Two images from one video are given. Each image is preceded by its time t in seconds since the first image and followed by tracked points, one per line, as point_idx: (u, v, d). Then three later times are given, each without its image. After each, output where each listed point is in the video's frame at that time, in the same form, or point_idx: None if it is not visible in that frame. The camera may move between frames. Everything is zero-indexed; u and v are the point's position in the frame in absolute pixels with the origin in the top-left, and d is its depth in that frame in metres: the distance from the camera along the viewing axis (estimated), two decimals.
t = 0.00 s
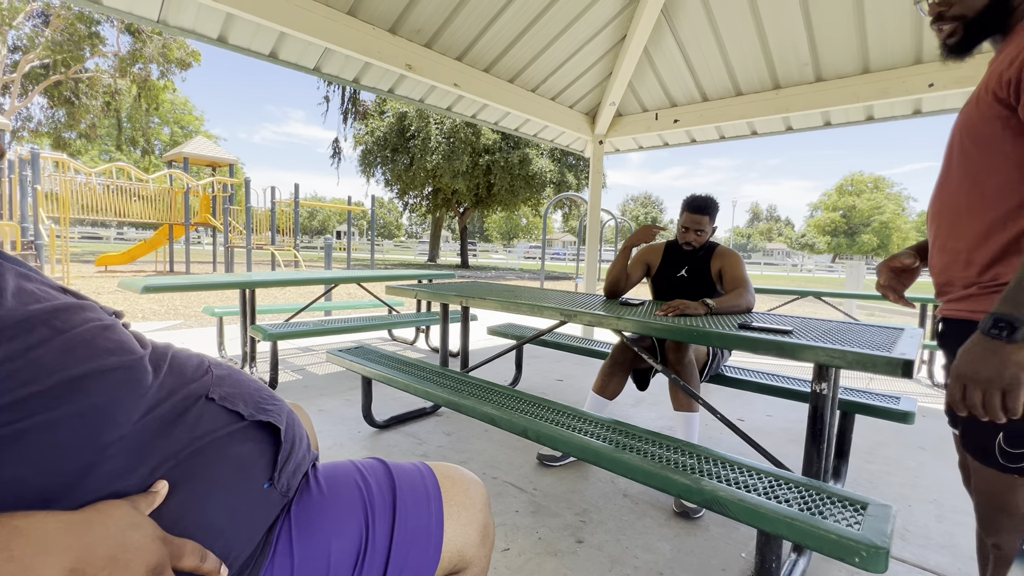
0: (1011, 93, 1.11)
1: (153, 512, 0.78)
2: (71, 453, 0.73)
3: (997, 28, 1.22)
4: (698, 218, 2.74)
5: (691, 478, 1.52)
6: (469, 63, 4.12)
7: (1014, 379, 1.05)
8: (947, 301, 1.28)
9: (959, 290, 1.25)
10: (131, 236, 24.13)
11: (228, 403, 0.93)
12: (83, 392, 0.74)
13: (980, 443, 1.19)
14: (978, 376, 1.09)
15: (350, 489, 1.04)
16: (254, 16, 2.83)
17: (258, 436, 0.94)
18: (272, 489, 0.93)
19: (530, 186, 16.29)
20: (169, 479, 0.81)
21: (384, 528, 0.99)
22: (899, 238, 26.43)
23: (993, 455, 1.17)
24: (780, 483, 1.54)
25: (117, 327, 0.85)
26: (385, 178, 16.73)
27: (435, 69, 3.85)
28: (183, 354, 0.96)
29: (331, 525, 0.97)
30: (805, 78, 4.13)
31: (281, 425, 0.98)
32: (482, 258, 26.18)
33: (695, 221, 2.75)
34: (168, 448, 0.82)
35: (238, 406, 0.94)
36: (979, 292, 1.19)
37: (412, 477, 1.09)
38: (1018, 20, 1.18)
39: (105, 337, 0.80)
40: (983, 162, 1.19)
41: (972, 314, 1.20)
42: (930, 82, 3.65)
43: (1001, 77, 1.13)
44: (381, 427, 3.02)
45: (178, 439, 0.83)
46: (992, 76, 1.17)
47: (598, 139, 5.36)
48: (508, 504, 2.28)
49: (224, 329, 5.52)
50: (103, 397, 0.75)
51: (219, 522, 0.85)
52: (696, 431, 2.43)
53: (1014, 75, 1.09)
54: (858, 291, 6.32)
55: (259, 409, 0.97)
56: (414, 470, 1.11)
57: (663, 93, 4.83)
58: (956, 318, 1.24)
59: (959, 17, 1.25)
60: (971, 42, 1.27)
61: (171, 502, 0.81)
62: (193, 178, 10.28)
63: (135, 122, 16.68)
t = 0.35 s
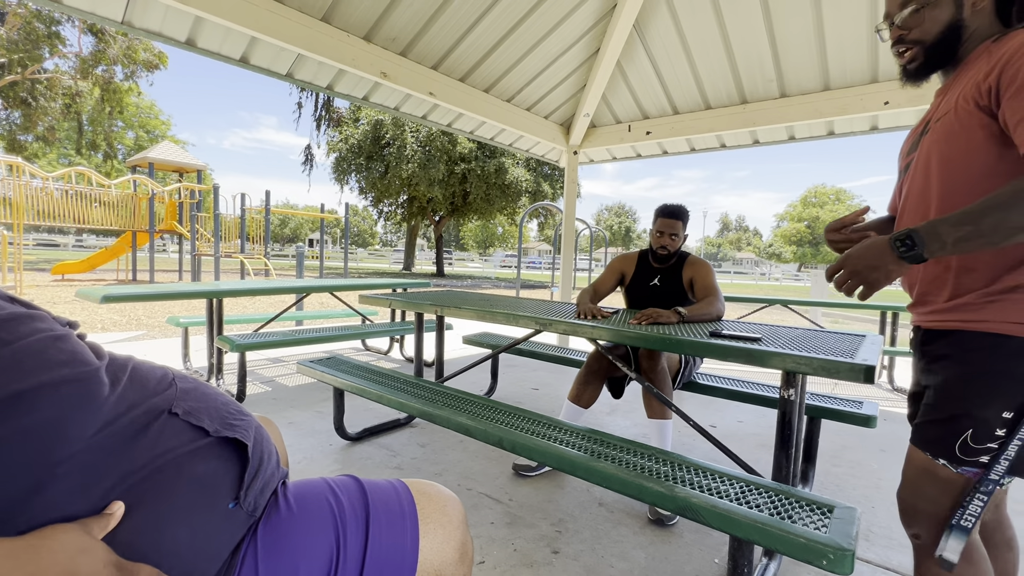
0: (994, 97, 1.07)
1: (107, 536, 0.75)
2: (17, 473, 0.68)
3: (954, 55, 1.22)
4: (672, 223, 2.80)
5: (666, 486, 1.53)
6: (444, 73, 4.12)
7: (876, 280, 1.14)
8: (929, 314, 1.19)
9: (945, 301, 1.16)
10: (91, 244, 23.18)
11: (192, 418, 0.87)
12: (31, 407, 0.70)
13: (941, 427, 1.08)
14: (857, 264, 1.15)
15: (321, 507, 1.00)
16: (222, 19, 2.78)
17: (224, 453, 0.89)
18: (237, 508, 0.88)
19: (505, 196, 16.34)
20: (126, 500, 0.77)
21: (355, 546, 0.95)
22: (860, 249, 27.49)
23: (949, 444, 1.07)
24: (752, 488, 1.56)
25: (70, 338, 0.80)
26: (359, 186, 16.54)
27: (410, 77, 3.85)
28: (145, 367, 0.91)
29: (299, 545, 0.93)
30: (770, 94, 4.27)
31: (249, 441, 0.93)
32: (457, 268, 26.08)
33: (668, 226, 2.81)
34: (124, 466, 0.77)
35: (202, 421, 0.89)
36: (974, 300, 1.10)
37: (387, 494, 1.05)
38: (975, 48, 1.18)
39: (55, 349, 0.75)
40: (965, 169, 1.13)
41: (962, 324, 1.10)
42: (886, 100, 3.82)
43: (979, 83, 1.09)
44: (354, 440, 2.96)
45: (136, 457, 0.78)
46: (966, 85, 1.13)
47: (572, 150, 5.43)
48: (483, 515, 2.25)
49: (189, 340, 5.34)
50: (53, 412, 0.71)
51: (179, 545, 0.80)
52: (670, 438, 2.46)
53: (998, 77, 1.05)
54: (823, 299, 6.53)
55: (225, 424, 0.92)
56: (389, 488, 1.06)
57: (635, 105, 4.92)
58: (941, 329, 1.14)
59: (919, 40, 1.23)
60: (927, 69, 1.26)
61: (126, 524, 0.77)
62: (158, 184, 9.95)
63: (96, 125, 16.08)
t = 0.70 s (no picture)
0: (982, 102, 1.00)
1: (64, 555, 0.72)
2: None
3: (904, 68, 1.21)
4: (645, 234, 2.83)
5: (641, 492, 1.55)
6: (422, 81, 4.12)
7: (900, 299, 0.97)
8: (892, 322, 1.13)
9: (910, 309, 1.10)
10: (49, 250, 22.15)
11: (159, 432, 0.84)
12: None
13: (930, 447, 1.02)
14: (883, 285, 0.98)
15: (295, 519, 0.97)
16: (194, 23, 2.73)
17: (192, 466, 0.85)
18: (207, 522, 0.85)
19: (483, 204, 16.36)
20: (86, 516, 0.74)
21: (331, 559, 0.93)
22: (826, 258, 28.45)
23: (941, 464, 1.00)
24: (725, 493, 1.59)
25: (29, 349, 0.76)
26: (335, 193, 16.34)
27: (387, 84, 3.83)
28: (109, 379, 0.86)
29: (271, 561, 0.90)
30: (740, 108, 4.41)
31: (219, 453, 0.89)
32: (434, 275, 25.92)
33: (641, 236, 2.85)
34: (84, 482, 0.74)
35: (171, 434, 0.85)
36: (943, 306, 1.05)
37: (362, 504, 1.03)
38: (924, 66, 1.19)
39: (12, 359, 0.71)
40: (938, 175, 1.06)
41: (932, 333, 1.05)
42: (848, 115, 4.00)
43: (962, 88, 1.03)
44: (328, 451, 2.90)
45: (98, 472, 0.75)
46: (944, 89, 1.07)
47: (549, 159, 5.48)
48: (460, 526, 2.23)
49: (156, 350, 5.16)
50: (7, 426, 0.67)
51: (145, 562, 0.77)
52: (646, 445, 2.48)
53: (989, 82, 0.99)
54: (792, 307, 6.72)
55: (195, 437, 0.88)
56: (363, 498, 1.04)
57: (611, 116, 5.00)
58: (912, 339, 1.09)
59: (879, 46, 1.20)
60: (877, 78, 1.25)
61: (87, 541, 0.74)
62: (124, 189, 9.64)
63: (58, 127, 15.52)
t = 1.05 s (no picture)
0: (945, 117, 1.03)
1: None
2: None
3: (869, 74, 1.24)
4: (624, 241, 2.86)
5: (623, 498, 1.55)
6: (404, 87, 4.11)
7: (870, 321, 0.99)
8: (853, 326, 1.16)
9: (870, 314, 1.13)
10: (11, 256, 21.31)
11: (128, 442, 0.77)
12: None
13: (890, 456, 1.04)
14: (854, 306, 0.99)
15: (270, 533, 0.91)
16: (170, 24, 2.67)
17: (163, 479, 0.80)
18: (177, 536, 0.80)
19: (465, 210, 16.34)
20: (48, 533, 0.69)
21: None
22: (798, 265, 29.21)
23: (902, 474, 1.02)
24: (705, 498, 1.61)
25: None
26: (314, 198, 16.14)
27: (368, 90, 3.81)
28: (77, 388, 0.80)
29: None
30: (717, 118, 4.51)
31: (191, 464, 0.83)
32: (414, 282, 25.74)
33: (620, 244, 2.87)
34: (46, 496, 0.69)
35: (141, 444, 0.79)
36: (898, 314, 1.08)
37: (341, 516, 0.98)
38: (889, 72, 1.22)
39: None
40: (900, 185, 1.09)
41: (888, 340, 1.08)
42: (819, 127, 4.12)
43: (926, 101, 1.06)
44: (306, 461, 2.83)
45: (60, 487, 0.70)
46: (908, 101, 1.10)
47: (531, 166, 5.52)
48: (441, 536, 2.20)
49: (126, 359, 5.00)
50: None
51: None
52: (627, 450, 2.49)
53: (952, 98, 1.02)
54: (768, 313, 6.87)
55: (167, 446, 0.82)
56: (344, 510, 1.00)
57: (591, 124, 5.06)
58: (871, 346, 1.11)
59: (844, 52, 1.23)
60: (842, 83, 1.28)
61: (47, 559, 0.69)
62: (93, 193, 9.35)
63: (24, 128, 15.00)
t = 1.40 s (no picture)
0: (892, 127, 1.05)
1: None
2: None
3: (850, 78, 1.24)
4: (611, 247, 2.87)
5: (610, 503, 1.55)
6: (391, 91, 4.10)
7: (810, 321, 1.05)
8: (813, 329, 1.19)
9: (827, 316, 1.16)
10: None
11: (105, 451, 0.75)
12: None
13: (844, 457, 1.07)
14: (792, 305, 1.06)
15: (254, 546, 0.89)
16: (151, 24, 2.62)
17: (142, 489, 0.77)
18: (156, 549, 0.76)
19: (452, 215, 16.30)
20: (20, 547, 0.67)
21: None
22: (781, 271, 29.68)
23: (854, 473, 1.05)
24: (691, 501, 1.61)
25: None
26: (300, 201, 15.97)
27: (355, 93, 3.78)
28: (54, 396, 0.78)
29: None
30: (702, 125, 4.57)
31: (172, 474, 0.80)
32: (401, 287, 25.59)
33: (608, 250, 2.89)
34: (18, 509, 0.67)
35: (119, 453, 0.76)
36: (848, 318, 1.11)
37: (328, 527, 0.96)
38: (868, 76, 1.22)
39: None
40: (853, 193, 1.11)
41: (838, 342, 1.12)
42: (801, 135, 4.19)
43: (876, 111, 1.08)
44: (290, 468, 2.79)
45: (33, 499, 0.68)
46: (862, 111, 1.12)
47: (518, 171, 5.53)
48: (427, 542, 2.18)
49: (104, 365, 4.88)
50: None
51: None
52: (614, 455, 2.50)
53: (897, 108, 1.03)
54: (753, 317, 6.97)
55: (147, 456, 0.79)
56: (330, 521, 0.98)
57: (579, 130, 5.09)
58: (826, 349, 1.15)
59: (823, 58, 1.24)
60: (823, 87, 1.28)
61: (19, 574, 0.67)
62: (71, 195, 9.13)
63: None
